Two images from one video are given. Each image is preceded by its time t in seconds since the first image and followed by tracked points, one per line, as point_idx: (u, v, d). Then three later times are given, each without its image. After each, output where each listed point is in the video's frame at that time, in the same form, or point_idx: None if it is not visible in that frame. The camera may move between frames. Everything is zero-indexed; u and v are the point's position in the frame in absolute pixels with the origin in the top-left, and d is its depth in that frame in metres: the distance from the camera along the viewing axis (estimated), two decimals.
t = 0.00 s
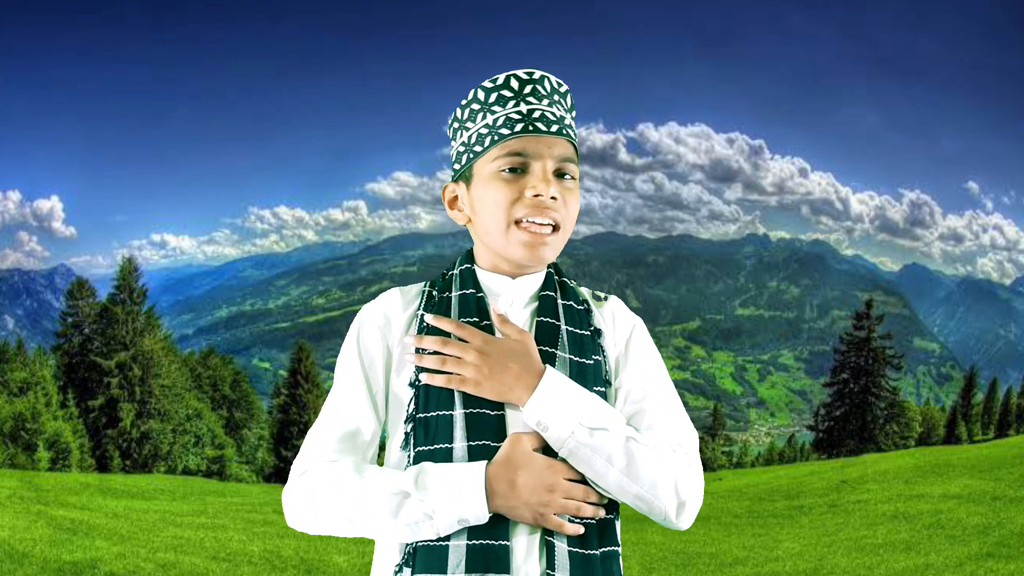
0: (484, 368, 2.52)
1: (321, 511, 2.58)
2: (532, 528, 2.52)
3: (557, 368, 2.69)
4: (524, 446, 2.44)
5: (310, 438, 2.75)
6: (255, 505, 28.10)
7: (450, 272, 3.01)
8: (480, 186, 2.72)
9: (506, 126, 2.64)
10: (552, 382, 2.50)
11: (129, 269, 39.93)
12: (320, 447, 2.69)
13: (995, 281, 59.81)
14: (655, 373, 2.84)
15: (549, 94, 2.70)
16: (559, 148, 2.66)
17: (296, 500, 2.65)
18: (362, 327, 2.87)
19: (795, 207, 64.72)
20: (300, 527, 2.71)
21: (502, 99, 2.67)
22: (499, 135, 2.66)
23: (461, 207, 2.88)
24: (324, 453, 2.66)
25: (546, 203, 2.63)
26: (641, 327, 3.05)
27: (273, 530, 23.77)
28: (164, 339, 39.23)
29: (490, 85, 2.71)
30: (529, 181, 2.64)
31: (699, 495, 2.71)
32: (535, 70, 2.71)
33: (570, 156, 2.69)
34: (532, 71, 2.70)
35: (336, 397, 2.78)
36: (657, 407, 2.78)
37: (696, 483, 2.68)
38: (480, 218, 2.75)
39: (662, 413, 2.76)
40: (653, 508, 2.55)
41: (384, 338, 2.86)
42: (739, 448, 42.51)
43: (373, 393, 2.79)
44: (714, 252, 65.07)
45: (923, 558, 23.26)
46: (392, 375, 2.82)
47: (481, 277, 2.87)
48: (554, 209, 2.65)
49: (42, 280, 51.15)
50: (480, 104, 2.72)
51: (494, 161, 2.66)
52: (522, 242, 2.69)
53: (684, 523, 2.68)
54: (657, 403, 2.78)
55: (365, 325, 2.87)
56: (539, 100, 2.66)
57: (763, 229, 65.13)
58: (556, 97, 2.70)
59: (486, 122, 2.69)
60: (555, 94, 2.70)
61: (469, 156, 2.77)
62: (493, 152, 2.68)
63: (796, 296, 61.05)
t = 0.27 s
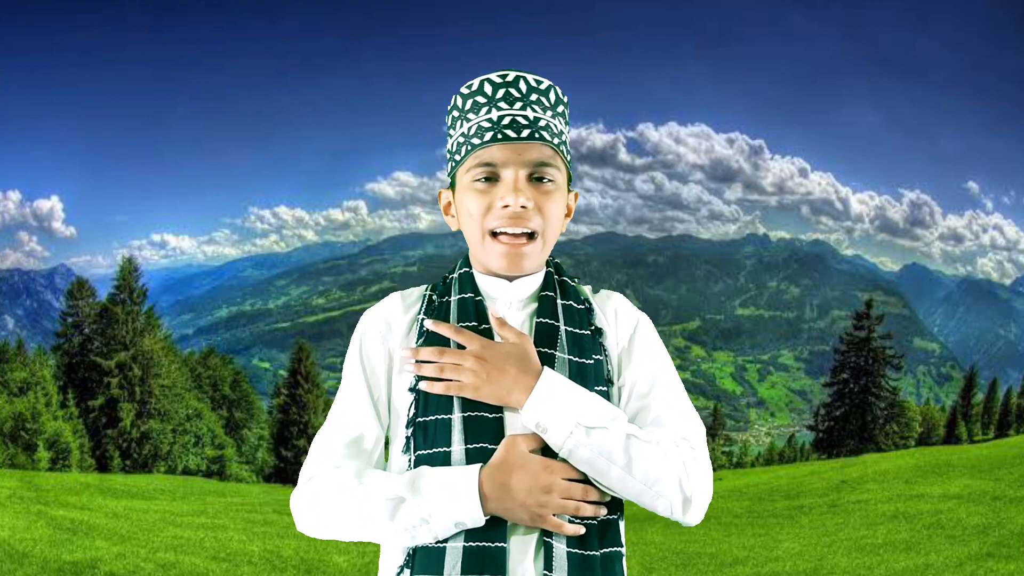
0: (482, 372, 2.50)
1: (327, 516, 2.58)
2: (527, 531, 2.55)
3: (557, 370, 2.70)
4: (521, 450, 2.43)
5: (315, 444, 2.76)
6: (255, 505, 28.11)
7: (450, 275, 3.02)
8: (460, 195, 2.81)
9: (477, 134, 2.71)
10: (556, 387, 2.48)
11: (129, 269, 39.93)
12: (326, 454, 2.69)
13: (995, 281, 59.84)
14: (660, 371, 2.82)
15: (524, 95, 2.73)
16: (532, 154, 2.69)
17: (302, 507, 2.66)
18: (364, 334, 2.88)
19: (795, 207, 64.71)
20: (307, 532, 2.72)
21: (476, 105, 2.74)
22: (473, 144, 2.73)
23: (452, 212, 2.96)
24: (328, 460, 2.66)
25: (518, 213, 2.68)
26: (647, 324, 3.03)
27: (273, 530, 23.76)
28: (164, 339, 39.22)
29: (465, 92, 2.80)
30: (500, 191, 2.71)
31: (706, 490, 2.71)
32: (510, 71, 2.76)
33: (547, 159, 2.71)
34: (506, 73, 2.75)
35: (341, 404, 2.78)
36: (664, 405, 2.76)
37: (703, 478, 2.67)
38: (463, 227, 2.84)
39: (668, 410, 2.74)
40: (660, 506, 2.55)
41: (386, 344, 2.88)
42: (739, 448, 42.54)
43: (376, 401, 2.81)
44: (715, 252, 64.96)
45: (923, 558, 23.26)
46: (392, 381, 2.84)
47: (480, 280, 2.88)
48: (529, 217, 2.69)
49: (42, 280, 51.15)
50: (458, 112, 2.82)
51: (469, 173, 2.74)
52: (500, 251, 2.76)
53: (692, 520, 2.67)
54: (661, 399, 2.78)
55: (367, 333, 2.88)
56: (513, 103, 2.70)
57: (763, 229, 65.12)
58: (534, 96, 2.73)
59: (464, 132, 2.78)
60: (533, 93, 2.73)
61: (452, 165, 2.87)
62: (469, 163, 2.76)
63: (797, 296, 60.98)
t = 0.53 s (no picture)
0: (472, 373, 2.53)
1: (323, 514, 2.63)
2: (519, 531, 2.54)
3: (549, 371, 2.71)
4: (508, 452, 2.45)
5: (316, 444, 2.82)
6: (255, 505, 28.09)
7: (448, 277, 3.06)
8: (450, 195, 2.85)
9: (464, 133, 2.78)
10: (548, 389, 2.49)
11: (129, 269, 39.92)
12: (324, 456, 2.75)
13: (995, 281, 59.76)
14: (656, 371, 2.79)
15: (512, 93, 2.78)
16: (517, 151, 2.72)
17: (301, 509, 2.71)
18: (363, 341, 2.95)
19: (795, 206, 64.67)
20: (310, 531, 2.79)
21: (465, 104, 2.81)
22: (461, 144, 2.79)
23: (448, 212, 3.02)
24: (326, 462, 2.72)
25: (502, 212, 2.69)
26: (648, 322, 3.00)
27: (272, 530, 23.75)
28: (164, 339, 39.22)
29: (458, 91, 2.86)
30: (486, 189, 2.73)
31: (704, 494, 2.68)
32: (499, 69, 2.82)
33: (533, 157, 2.73)
34: (494, 72, 2.80)
35: (341, 408, 2.84)
36: (662, 408, 2.73)
37: (700, 482, 2.64)
38: (454, 226, 2.86)
39: (665, 413, 2.72)
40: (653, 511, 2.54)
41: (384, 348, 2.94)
42: (739, 448, 42.57)
43: (374, 406, 2.87)
44: (714, 252, 64.84)
45: (923, 558, 23.26)
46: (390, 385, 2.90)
47: (474, 282, 2.92)
48: (513, 216, 2.70)
49: (42, 280, 51.17)
50: (452, 110, 2.88)
51: (458, 173, 2.79)
52: (487, 249, 2.78)
53: (686, 525, 2.65)
54: (657, 400, 2.76)
55: (366, 337, 2.94)
56: (499, 101, 2.75)
57: (763, 229, 65.07)
58: (521, 94, 2.77)
59: (454, 130, 2.85)
60: (521, 90, 2.77)
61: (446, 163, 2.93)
62: (458, 162, 2.81)
63: (797, 296, 60.89)
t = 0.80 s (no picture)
0: (466, 375, 2.52)
1: (319, 513, 2.66)
2: (509, 534, 2.53)
3: (541, 372, 2.72)
4: (497, 452, 2.46)
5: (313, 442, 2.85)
6: (255, 505, 28.09)
7: (443, 276, 3.07)
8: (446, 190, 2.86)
9: (466, 129, 2.79)
10: (543, 393, 2.49)
11: (129, 269, 39.93)
12: (319, 456, 2.77)
13: (995, 281, 59.71)
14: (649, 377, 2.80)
15: (516, 92, 2.79)
16: (516, 151, 2.73)
17: (298, 506, 2.74)
18: (358, 343, 2.97)
19: (795, 207, 64.64)
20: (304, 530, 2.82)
21: (470, 99, 2.82)
22: (462, 139, 2.81)
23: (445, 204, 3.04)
24: (322, 461, 2.75)
25: (496, 210, 2.69)
26: (641, 324, 3.00)
27: (272, 530, 23.74)
28: (164, 339, 39.22)
29: (464, 85, 2.87)
30: (482, 187, 2.73)
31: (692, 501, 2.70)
32: (506, 69, 2.82)
33: (532, 158, 2.74)
34: (501, 69, 2.81)
35: (337, 407, 2.88)
36: (654, 414, 2.74)
37: (686, 491, 2.67)
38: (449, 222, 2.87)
39: (656, 419, 2.73)
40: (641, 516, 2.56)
41: (378, 346, 2.96)
42: (739, 448, 42.60)
43: (368, 407, 2.89)
44: (714, 252, 64.86)
45: (923, 558, 23.28)
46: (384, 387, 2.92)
47: (467, 281, 2.94)
48: (507, 215, 2.71)
49: (42, 280, 51.17)
50: (457, 104, 2.89)
51: (456, 168, 2.79)
52: (479, 245, 2.78)
53: (673, 533, 2.67)
54: (649, 404, 2.77)
55: (361, 337, 2.97)
56: (503, 100, 2.76)
57: (763, 229, 65.07)
58: (526, 96, 2.79)
59: (457, 126, 2.86)
60: (526, 91, 2.78)
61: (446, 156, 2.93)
62: (457, 158, 2.81)
63: (797, 296, 60.93)
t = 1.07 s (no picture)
0: (470, 381, 2.52)
1: (311, 513, 2.65)
2: (504, 536, 2.54)
3: (538, 374, 2.73)
4: (495, 454, 2.46)
5: (305, 440, 2.84)
6: (255, 505, 28.09)
7: (437, 276, 3.08)
8: (447, 187, 2.85)
9: (470, 128, 2.78)
10: (544, 396, 2.50)
11: (129, 269, 39.94)
12: (311, 456, 2.76)
13: (995, 282, 59.65)
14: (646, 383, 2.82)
15: (520, 93, 2.79)
16: (521, 151, 2.73)
17: (288, 503, 2.73)
18: (351, 342, 2.96)
19: (795, 207, 64.61)
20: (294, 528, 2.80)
21: (473, 99, 2.81)
22: (465, 138, 2.80)
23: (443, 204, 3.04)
24: (314, 460, 2.74)
25: (502, 210, 2.70)
26: (636, 328, 3.03)
27: (272, 530, 23.74)
28: (164, 339, 39.22)
29: (466, 84, 2.86)
30: (487, 186, 2.73)
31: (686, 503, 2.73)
32: (510, 68, 2.82)
33: (536, 158, 2.75)
34: (505, 69, 2.81)
35: (330, 405, 2.87)
36: (650, 420, 2.77)
37: (683, 496, 2.70)
38: (450, 221, 2.86)
39: (652, 424, 2.75)
40: (637, 519, 2.59)
41: (373, 345, 2.95)
42: (739, 448, 42.63)
43: (362, 406, 2.89)
44: (715, 252, 64.86)
45: (923, 558, 23.27)
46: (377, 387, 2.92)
47: (464, 281, 2.94)
48: (512, 215, 2.71)
49: (42, 280, 51.17)
50: (457, 103, 2.87)
51: (459, 166, 2.78)
52: (481, 245, 2.78)
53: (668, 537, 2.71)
54: (648, 410, 2.79)
55: (354, 336, 2.96)
56: (508, 100, 2.76)
57: (763, 229, 65.06)
58: (529, 95, 2.79)
59: (458, 123, 2.85)
60: (530, 92, 2.79)
61: (447, 155, 2.92)
62: (459, 156, 2.81)
63: (797, 296, 60.83)
